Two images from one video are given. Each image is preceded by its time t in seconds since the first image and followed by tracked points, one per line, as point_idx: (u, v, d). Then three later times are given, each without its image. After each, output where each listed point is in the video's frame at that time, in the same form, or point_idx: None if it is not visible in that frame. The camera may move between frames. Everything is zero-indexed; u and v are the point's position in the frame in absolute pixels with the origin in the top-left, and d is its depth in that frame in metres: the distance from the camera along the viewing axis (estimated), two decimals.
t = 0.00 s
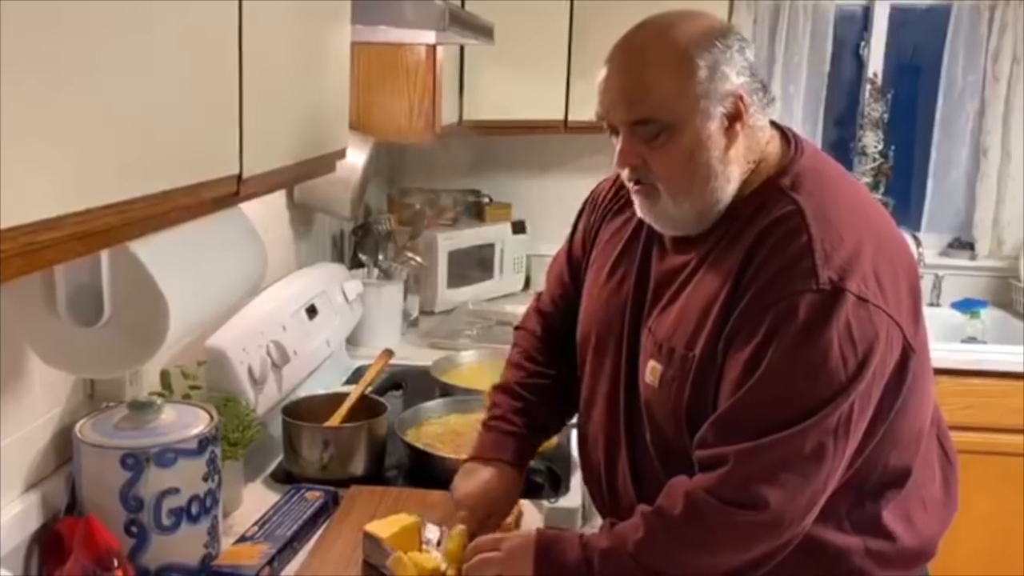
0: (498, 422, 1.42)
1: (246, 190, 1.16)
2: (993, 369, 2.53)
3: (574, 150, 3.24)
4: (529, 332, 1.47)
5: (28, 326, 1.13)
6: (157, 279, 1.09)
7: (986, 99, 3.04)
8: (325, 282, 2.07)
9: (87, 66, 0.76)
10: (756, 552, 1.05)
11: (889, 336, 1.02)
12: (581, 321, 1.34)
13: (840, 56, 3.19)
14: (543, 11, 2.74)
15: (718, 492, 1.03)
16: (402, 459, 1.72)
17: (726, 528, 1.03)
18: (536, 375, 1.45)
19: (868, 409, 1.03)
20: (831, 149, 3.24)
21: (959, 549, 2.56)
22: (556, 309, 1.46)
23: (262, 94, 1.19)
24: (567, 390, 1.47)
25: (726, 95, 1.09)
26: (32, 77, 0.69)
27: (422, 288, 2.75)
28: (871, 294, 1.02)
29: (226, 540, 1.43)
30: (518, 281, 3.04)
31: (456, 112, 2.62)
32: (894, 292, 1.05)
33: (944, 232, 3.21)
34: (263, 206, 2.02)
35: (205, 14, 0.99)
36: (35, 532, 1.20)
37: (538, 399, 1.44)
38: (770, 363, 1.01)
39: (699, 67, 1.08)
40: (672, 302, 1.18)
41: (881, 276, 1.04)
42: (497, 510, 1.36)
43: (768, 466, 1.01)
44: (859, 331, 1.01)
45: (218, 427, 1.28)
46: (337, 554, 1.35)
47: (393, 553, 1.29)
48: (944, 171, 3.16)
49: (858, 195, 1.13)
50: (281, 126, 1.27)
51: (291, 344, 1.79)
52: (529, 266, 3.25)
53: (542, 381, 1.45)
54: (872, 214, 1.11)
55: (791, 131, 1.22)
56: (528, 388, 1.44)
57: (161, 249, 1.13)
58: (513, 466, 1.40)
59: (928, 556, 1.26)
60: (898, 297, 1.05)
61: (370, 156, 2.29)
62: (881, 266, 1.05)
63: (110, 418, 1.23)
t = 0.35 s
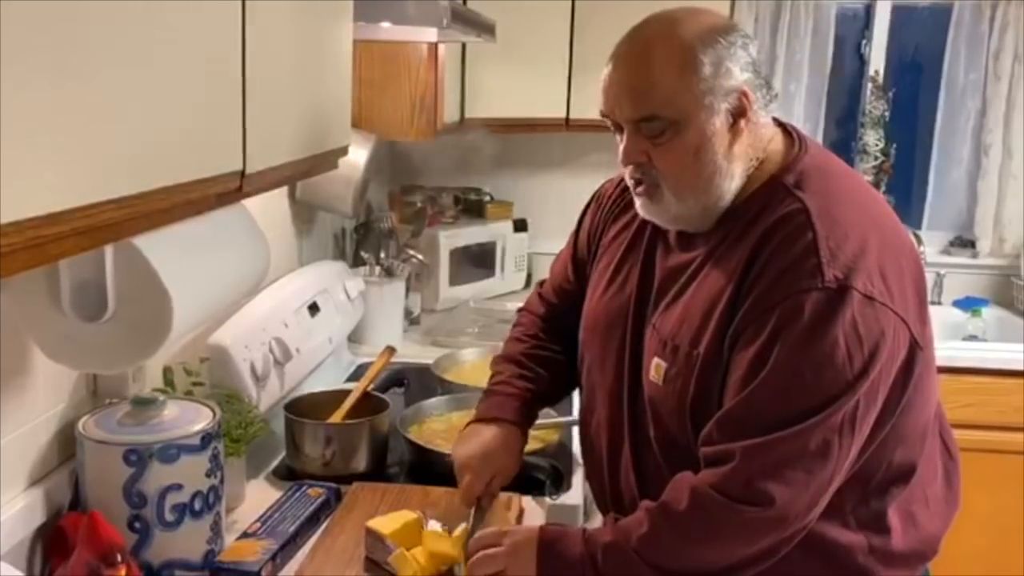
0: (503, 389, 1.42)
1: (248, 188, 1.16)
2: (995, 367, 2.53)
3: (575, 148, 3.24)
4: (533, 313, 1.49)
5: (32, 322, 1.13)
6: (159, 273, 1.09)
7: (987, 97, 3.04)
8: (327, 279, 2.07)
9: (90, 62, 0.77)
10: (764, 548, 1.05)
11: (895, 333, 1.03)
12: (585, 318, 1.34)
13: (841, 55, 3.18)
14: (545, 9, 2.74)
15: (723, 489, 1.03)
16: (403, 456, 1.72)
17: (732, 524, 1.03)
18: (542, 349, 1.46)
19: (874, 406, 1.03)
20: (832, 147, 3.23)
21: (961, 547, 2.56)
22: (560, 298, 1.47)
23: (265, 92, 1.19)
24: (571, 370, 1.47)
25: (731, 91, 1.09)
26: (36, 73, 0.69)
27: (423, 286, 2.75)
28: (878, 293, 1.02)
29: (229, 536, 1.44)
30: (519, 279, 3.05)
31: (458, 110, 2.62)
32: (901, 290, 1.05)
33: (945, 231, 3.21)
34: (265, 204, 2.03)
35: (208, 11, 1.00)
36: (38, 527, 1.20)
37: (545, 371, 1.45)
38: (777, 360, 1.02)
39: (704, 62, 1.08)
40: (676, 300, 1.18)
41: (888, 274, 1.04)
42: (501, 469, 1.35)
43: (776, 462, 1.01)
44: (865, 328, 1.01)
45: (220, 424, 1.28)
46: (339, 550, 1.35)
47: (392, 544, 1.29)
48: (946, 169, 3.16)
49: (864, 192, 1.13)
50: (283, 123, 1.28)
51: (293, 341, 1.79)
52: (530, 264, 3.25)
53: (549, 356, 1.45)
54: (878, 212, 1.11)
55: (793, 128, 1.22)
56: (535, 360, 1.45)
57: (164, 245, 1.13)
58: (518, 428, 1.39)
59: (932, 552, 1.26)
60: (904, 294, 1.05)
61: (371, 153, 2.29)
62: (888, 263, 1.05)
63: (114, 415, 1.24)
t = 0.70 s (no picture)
0: (497, 408, 1.43)
1: (252, 185, 1.17)
2: (995, 366, 2.53)
3: (576, 147, 3.25)
4: (528, 321, 1.49)
5: (37, 320, 1.14)
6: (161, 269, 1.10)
7: (989, 96, 3.05)
8: (328, 278, 2.07)
9: (94, 62, 0.77)
10: (761, 545, 1.05)
11: (891, 331, 1.03)
12: (584, 319, 1.35)
13: (842, 53, 3.19)
14: (546, 8, 2.75)
15: (721, 487, 1.03)
16: (404, 454, 1.73)
17: (730, 522, 1.03)
18: (536, 363, 1.46)
19: (871, 404, 1.03)
20: (833, 147, 3.24)
21: (962, 546, 2.56)
22: (555, 301, 1.47)
23: (267, 90, 1.20)
24: (569, 377, 1.48)
25: (720, 94, 1.09)
26: (40, 73, 0.70)
27: (425, 285, 2.76)
28: (874, 291, 1.03)
29: (232, 533, 1.44)
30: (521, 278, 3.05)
31: (460, 109, 2.62)
32: (897, 288, 1.06)
33: (946, 229, 3.21)
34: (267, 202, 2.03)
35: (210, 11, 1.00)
36: (42, 523, 1.21)
37: (540, 385, 1.45)
38: (773, 358, 1.02)
39: (693, 66, 1.08)
40: (674, 300, 1.19)
41: (884, 272, 1.05)
42: (500, 490, 1.36)
43: (774, 460, 1.01)
44: (861, 326, 1.01)
45: (223, 421, 1.29)
46: (341, 547, 1.35)
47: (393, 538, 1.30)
48: (947, 168, 3.16)
49: (861, 191, 1.14)
50: (284, 123, 1.28)
51: (295, 339, 1.80)
52: (532, 263, 3.25)
53: (544, 369, 1.46)
54: (875, 210, 1.11)
55: (790, 128, 1.22)
56: (529, 374, 1.45)
57: (166, 242, 1.14)
58: (516, 451, 1.40)
59: (931, 550, 1.27)
60: (900, 292, 1.06)
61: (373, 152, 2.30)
62: (884, 261, 1.06)
63: (117, 412, 1.24)
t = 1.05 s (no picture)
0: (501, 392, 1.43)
1: (253, 180, 1.17)
2: (996, 362, 2.53)
3: (577, 144, 3.25)
4: (534, 317, 1.49)
5: (39, 314, 1.14)
6: (163, 263, 1.10)
7: (991, 92, 3.03)
8: (329, 274, 2.07)
9: (95, 56, 0.78)
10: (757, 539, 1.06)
11: (887, 326, 1.03)
12: (583, 315, 1.35)
13: (843, 49, 3.19)
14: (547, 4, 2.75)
15: (717, 481, 1.03)
16: (406, 450, 1.74)
17: (726, 516, 1.04)
18: (542, 352, 1.46)
19: (867, 399, 1.03)
20: (835, 143, 3.24)
21: (963, 543, 2.57)
22: (559, 301, 1.48)
23: (267, 86, 1.20)
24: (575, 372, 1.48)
25: (714, 90, 1.09)
26: (40, 66, 0.70)
27: (426, 282, 2.76)
28: (869, 285, 1.03)
29: (233, 528, 1.44)
30: (522, 275, 3.05)
31: (460, 105, 2.62)
32: (893, 283, 1.06)
33: (948, 226, 3.22)
34: (269, 199, 2.03)
35: (211, 7, 1.01)
36: (45, 517, 1.21)
37: (546, 373, 1.45)
38: (769, 353, 1.02)
39: (686, 62, 1.08)
40: (671, 296, 1.19)
41: (880, 268, 1.05)
42: (498, 469, 1.35)
43: (769, 454, 1.01)
44: (855, 321, 1.01)
45: (225, 416, 1.29)
46: (342, 541, 1.36)
47: (394, 533, 1.30)
48: (948, 164, 3.16)
49: (859, 187, 1.14)
50: (284, 119, 1.28)
51: (297, 335, 1.80)
52: (533, 260, 3.26)
53: (551, 360, 1.46)
54: (872, 206, 1.11)
55: (787, 124, 1.22)
56: (536, 362, 1.45)
57: (169, 236, 1.14)
58: (517, 428, 1.39)
59: (929, 545, 1.27)
60: (896, 286, 1.06)
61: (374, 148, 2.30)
62: (880, 256, 1.06)
63: (118, 407, 1.25)
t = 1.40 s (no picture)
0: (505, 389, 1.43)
1: (252, 177, 1.17)
2: (997, 361, 2.52)
3: (578, 142, 3.25)
4: (536, 315, 1.50)
5: (37, 313, 1.14)
6: (162, 260, 1.10)
7: (992, 89, 3.01)
8: (330, 272, 2.07)
9: (94, 54, 0.78)
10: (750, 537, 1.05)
11: (881, 322, 1.03)
12: (581, 314, 1.35)
13: (844, 47, 3.19)
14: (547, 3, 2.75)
15: (710, 479, 1.03)
16: (405, 448, 1.73)
17: (719, 513, 1.04)
18: (543, 349, 1.47)
19: (861, 397, 1.03)
20: (835, 141, 3.24)
21: (963, 542, 2.56)
22: (559, 298, 1.49)
23: (267, 84, 1.20)
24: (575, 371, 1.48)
25: (702, 91, 1.09)
26: (39, 65, 0.70)
27: (427, 280, 2.76)
28: (862, 282, 1.02)
29: (232, 526, 1.44)
30: (522, 273, 3.05)
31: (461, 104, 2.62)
32: (888, 280, 1.05)
33: (948, 224, 3.21)
34: (269, 197, 2.03)
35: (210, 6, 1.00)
36: (45, 515, 1.22)
37: (548, 369, 1.46)
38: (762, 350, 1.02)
39: (672, 65, 1.08)
40: (667, 296, 1.19)
41: (874, 264, 1.05)
42: (503, 470, 1.35)
43: (763, 451, 1.01)
44: (849, 318, 1.01)
45: (225, 414, 1.29)
46: (342, 539, 1.36)
47: (394, 532, 1.30)
48: (949, 163, 3.16)
49: (853, 185, 1.13)
50: (284, 118, 1.28)
51: (296, 333, 1.80)
52: (533, 259, 3.26)
53: (552, 357, 1.46)
54: (867, 204, 1.11)
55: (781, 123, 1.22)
56: (537, 359, 1.45)
57: (169, 234, 1.14)
58: (522, 429, 1.40)
59: (928, 545, 1.27)
60: (891, 283, 1.05)
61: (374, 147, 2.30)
62: (875, 253, 1.05)
63: (118, 405, 1.25)
